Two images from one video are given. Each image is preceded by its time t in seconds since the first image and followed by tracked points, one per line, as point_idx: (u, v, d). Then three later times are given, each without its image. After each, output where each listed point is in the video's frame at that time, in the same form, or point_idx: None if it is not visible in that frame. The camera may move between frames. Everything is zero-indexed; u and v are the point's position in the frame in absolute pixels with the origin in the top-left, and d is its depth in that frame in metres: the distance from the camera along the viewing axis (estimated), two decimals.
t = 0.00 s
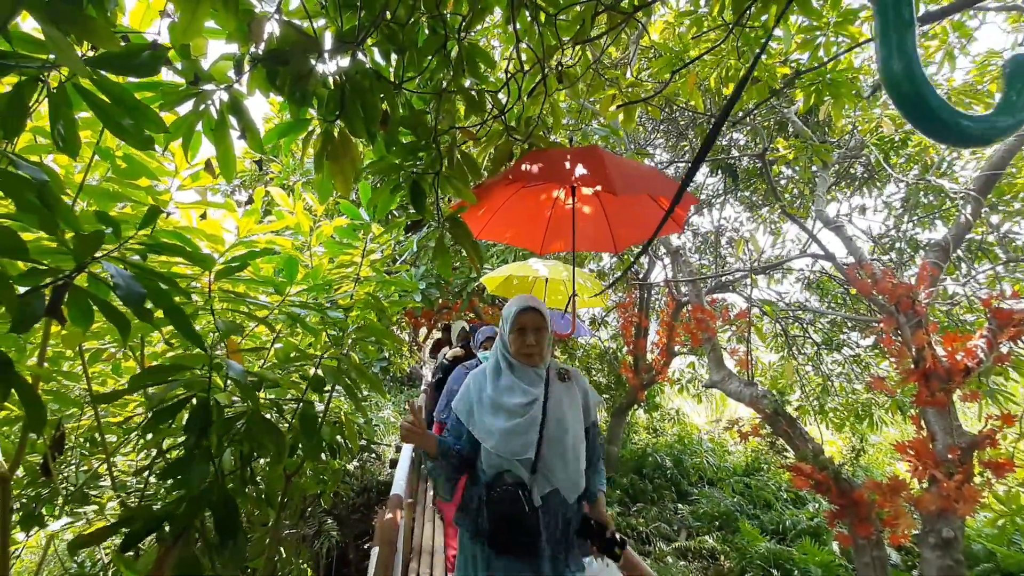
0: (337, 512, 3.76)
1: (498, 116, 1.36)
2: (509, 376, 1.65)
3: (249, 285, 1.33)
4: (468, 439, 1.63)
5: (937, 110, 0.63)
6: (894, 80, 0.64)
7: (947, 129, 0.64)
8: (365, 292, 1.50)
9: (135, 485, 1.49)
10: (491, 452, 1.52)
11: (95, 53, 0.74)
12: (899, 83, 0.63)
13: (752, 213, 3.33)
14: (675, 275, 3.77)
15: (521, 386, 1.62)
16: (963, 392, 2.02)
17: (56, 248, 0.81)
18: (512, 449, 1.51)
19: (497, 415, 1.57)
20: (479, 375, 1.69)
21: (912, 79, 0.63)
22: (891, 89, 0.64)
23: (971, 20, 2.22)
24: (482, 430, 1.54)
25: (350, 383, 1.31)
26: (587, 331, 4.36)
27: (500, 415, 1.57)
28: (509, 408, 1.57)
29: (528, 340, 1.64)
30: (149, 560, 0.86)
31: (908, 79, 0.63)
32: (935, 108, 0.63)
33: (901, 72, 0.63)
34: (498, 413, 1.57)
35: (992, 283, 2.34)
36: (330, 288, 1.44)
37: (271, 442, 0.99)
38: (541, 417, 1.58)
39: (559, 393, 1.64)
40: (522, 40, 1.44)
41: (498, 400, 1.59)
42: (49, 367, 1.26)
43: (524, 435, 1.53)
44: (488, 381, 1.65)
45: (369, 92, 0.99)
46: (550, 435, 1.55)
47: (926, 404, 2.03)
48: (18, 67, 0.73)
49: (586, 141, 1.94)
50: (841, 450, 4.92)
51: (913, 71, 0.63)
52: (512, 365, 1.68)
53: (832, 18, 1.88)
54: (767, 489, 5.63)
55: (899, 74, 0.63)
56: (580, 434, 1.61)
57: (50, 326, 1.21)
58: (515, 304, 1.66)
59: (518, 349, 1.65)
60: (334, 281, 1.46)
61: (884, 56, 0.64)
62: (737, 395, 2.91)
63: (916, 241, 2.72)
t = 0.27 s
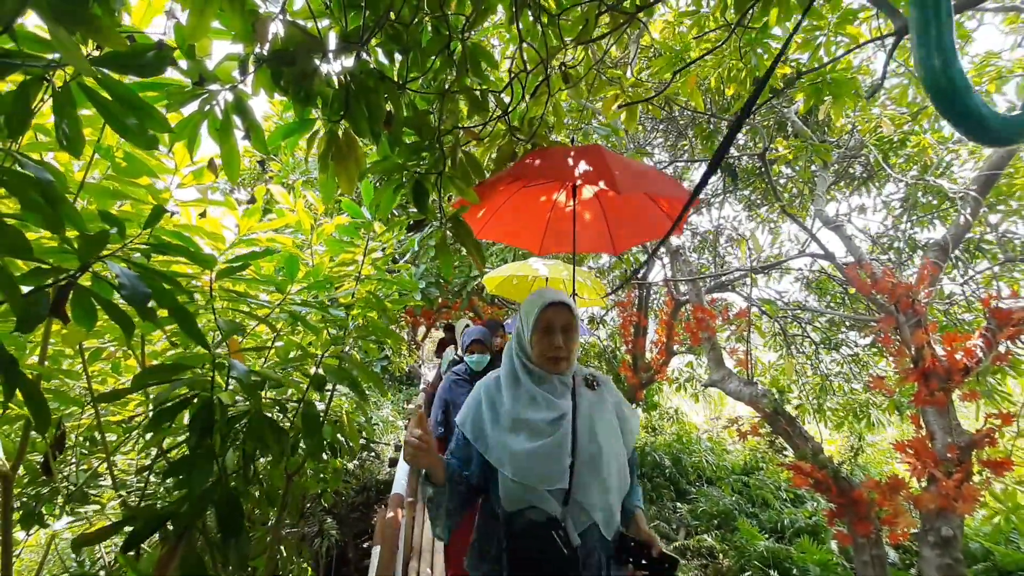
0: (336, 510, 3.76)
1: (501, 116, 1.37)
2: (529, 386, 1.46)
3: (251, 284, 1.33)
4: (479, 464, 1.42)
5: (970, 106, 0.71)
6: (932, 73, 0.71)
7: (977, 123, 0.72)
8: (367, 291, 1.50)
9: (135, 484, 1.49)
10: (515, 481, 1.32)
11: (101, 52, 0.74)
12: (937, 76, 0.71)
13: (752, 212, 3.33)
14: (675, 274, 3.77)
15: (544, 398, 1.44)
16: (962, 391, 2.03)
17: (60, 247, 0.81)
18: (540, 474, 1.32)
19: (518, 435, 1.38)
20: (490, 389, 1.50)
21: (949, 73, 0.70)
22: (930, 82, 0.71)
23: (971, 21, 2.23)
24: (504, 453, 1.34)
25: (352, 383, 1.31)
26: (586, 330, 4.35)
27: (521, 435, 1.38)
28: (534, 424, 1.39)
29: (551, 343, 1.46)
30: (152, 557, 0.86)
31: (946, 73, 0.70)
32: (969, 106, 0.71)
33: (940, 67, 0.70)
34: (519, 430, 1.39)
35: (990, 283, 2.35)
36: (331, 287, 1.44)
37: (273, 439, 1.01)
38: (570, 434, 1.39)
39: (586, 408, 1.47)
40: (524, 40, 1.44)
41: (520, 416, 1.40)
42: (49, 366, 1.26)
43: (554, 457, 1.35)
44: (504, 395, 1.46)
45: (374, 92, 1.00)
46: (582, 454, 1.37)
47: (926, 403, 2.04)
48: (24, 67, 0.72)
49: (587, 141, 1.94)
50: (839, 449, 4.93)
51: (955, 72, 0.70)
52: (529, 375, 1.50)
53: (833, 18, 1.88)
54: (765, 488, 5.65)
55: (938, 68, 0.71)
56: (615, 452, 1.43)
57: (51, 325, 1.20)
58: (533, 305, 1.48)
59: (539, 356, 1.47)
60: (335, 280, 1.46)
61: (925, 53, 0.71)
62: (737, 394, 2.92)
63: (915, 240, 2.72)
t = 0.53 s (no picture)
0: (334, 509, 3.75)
1: (502, 115, 1.36)
2: (565, 412, 1.16)
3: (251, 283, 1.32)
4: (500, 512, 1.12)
5: None
6: (978, 54, 0.58)
7: None
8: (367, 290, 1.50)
9: (132, 483, 1.48)
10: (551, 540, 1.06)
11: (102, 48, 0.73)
12: (984, 57, 0.58)
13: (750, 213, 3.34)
14: (672, 274, 3.77)
15: (585, 428, 1.14)
16: (959, 391, 2.03)
17: (59, 246, 0.80)
18: (583, 532, 1.05)
19: (552, 480, 1.09)
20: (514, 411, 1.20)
21: (999, 52, 0.57)
22: (975, 63, 0.58)
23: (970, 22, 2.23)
24: (534, 505, 1.07)
25: (352, 382, 1.30)
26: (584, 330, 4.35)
27: (556, 479, 1.10)
28: (572, 464, 1.10)
29: (599, 362, 1.13)
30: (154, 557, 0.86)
31: (996, 52, 0.57)
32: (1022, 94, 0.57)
33: (988, 45, 0.57)
34: (553, 473, 1.10)
35: (987, 283, 2.36)
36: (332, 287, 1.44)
37: (275, 438, 1.01)
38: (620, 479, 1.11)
39: (640, 440, 1.17)
40: (526, 39, 1.44)
41: (553, 453, 1.11)
42: (46, 364, 1.25)
43: (598, 510, 1.07)
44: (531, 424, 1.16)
45: (377, 90, 1.00)
46: (636, 501, 1.10)
47: (922, 403, 2.04)
48: (24, 62, 0.71)
49: (587, 141, 1.93)
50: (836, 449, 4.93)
51: (1006, 50, 0.57)
52: (564, 395, 1.19)
53: (833, 18, 1.88)
54: (762, 487, 5.65)
55: (986, 46, 0.58)
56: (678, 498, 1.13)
57: (48, 322, 1.19)
58: (573, 311, 1.14)
59: (580, 377, 1.15)
60: (335, 279, 1.45)
61: (969, 29, 0.59)
62: (735, 393, 2.92)
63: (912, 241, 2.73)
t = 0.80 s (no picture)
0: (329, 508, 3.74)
1: (502, 114, 1.36)
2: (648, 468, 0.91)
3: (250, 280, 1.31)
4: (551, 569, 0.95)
5: None
6: (987, 35, 0.52)
7: None
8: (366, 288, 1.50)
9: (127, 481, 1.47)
10: None
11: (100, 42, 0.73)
12: (993, 39, 0.52)
13: (746, 213, 3.34)
14: (669, 274, 3.77)
15: (673, 492, 0.91)
16: (953, 391, 2.04)
17: (56, 241, 0.79)
18: None
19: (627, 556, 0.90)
20: (579, 446, 0.95)
21: (1011, 34, 0.51)
22: (983, 45, 0.52)
23: (966, 24, 2.24)
24: None
25: (351, 379, 1.30)
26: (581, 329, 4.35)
27: (631, 558, 0.89)
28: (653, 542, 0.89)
29: (712, 409, 0.85)
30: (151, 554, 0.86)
31: (1006, 33, 0.51)
32: None
33: (999, 27, 0.51)
34: (630, 548, 0.90)
35: (981, 284, 2.37)
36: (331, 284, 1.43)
37: (273, 436, 1.01)
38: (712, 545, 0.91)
39: (735, 500, 0.95)
40: (526, 38, 1.43)
41: (631, 526, 0.90)
42: (42, 361, 1.24)
43: None
44: (602, 473, 0.91)
45: (378, 87, 1.00)
46: None
47: (917, 402, 2.04)
48: (22, 55, 0.71)
49: (585, 140, 1.93)
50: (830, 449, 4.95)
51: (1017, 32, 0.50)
52: (646, 440, 0.93)
53: (830, 19, 1.89)
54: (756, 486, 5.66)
55: (995, 28, 0.52)
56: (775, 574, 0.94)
57: (44, 319, 1.19)
58: (681, 340, 0.86)
59: (678, 426, 0.89)
60: (334, 276, 1.45)
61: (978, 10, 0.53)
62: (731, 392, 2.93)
63: (907, 241, 2.73)
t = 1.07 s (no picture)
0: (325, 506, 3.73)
1: (502, 111, 1.36)
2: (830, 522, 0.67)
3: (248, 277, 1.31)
4: None
5: (996, 87, 0.62)
6: (963, 41, 0.61)
7: (997, 107, 0.64)
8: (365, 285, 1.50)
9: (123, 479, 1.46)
10: None
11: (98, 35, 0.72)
12: (969, 44, 0.61)
13: (742, 212, 3.35)
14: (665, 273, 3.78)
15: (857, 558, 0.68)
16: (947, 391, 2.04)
17: (53, 236, 0.79)
18: None
19: None
20: (719, 481, 0.70)
21: (986, 40, 0.60)
22: (960, 50, 0.61)
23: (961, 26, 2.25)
24: None
25: (349, 378, 1.29)
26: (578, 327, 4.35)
27: None
28: None
29: (958, 457, 0.62)
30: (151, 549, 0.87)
31: (982, 39, 0.60)
32: (996, 87, 0.62)
33: (973, 33, 0.60)
34: None
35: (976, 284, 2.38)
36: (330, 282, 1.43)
37: (272, 433, 1.00)
38: None
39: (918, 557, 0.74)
40: (525, 35, 1.43)
41: None
42: (38, 357, 1.23)
43: None
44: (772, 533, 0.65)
45: (378, 83, 0.99)
46: None
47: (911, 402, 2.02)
48: (18, 47, 0.70)
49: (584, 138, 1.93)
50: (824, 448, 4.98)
51: (990, 40, 0.60)
52: (821, 473, 0.70)
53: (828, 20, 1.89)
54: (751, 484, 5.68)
55: (971, 33, 0.60)
56: None
57: (40, 316, 1.18)
58: (924, 371, 0.62)
59: (899, 472, 0.65)
60: (332, 274, 1.44)
61: (956, 16, 0.61)
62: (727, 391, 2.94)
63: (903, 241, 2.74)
